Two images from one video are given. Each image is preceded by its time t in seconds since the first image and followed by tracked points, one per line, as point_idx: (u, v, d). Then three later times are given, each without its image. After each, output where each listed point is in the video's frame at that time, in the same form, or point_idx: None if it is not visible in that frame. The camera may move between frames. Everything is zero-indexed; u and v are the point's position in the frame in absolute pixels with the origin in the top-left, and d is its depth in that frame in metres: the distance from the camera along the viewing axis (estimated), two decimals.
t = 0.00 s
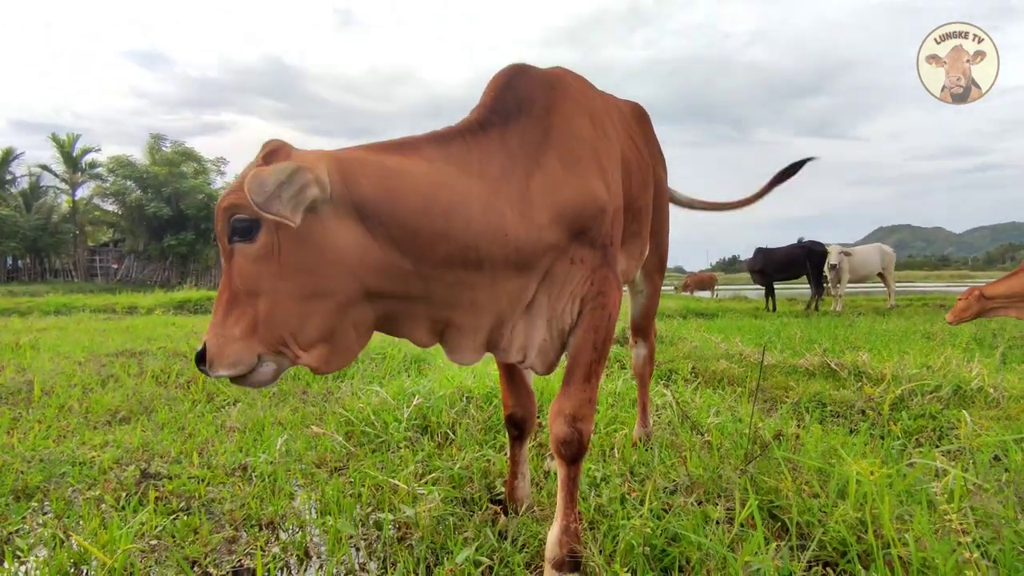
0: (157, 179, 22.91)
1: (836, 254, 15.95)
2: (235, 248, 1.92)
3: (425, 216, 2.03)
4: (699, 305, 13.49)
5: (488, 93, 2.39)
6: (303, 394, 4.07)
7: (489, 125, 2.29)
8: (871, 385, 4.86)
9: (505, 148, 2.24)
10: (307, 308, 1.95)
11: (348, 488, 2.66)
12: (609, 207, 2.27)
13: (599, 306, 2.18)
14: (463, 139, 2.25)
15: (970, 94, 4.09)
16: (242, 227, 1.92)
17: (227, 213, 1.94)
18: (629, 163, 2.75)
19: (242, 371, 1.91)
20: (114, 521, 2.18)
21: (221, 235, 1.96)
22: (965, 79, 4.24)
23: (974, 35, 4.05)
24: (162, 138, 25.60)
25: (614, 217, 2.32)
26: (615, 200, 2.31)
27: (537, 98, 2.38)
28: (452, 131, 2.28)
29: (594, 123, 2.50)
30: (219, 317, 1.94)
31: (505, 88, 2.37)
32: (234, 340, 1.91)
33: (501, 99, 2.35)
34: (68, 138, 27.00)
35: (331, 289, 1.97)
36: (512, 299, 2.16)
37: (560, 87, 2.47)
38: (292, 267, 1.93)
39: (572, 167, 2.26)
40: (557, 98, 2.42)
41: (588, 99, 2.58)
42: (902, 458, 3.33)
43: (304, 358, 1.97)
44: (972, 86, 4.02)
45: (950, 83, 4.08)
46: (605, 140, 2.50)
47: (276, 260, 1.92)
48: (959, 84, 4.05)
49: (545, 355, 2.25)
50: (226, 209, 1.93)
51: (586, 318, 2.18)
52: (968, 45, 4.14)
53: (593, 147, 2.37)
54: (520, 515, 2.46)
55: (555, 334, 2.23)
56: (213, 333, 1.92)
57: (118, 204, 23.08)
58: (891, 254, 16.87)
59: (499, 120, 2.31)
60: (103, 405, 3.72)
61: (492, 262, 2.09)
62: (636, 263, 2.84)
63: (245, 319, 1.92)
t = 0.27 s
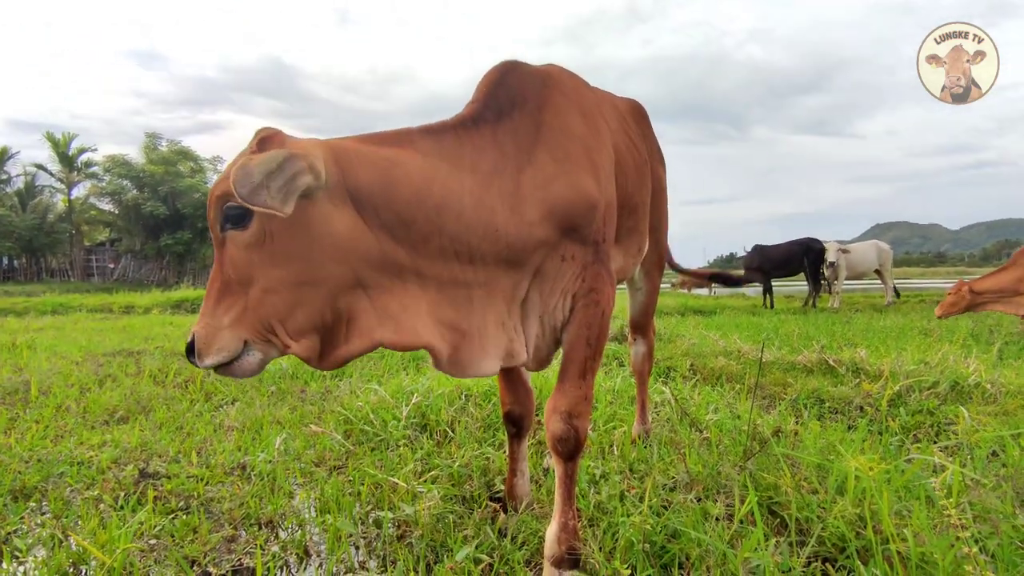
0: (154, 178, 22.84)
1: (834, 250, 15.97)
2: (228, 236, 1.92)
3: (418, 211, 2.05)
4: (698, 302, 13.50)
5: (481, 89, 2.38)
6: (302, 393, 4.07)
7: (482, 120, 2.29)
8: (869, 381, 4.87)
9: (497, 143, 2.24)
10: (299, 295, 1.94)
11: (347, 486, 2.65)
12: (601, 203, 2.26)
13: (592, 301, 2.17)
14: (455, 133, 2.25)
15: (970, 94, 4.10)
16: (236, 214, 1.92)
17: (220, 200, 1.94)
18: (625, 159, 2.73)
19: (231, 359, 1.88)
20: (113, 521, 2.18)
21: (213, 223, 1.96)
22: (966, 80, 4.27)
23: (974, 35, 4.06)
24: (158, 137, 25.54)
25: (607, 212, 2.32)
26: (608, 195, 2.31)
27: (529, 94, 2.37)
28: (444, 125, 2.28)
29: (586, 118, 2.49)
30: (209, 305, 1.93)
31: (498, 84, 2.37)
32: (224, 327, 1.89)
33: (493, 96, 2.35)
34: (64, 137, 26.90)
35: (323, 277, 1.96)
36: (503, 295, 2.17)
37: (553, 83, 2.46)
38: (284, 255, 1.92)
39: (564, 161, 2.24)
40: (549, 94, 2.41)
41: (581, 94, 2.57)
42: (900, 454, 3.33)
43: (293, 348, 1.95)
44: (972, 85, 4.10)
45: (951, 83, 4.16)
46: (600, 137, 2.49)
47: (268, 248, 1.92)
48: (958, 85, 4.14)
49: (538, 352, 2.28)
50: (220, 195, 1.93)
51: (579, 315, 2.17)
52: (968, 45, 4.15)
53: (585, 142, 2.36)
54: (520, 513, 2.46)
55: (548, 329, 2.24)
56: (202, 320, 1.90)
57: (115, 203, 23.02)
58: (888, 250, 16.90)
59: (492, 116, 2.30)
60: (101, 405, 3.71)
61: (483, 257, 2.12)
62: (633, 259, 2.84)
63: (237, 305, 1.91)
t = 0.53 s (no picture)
0: (149, 177, 22.79)
1: (831, 247, 16.01)
2: (222, 233, 1.90)
3: (412, 208, 2.04)
4: (695, 299, 13.51)
5: (474, 86, 2.38)
6: (299, 392, 4.06)
7: (476, 117, 2.28)
8: (866, 378, 4.88)
9: (491, 141, 2.24)
10: (294, 293, 1.93)
11: (346, 485, 2.65)
12: (595, 199, 2.25)
13: (588, 299, 2.17)
14: (449, 130, 2.24)
15: (970, 94, 4.20)
16: (231, 211, 1.91)
17: (214, 197, 1.91)
18: (620, 156, 2.73)
19: (224, 359, 1.87)
20: (111, 520, 2.17)
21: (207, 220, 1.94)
22: (966, 79, 4.34)
23: (974, 36, 4.17)
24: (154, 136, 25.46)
25: (602, 209, 2.32)
26: (603, 193, 2.30)
27: (523, 91, 2.37)
28: (438, 122, 2.27)
29: (580, 115, 2.49)
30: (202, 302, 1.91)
31: (492, 81, 2.36)
32: (217, 325, 1.87)
33: (487, 92, 2.34)
34: (59, 137, 26.82)
35: (317, 275, 1.95)
36: (499, 293, 2.17)
37: (546, 79, 2.46)
38: (279, 253, 1.92)
39: (557, 158, 2.24)
40: (542, 91, 2.41)
41: (575, 91, 2.56)
42: (897, 449, 3.35)
43: (287, 346, 1.95)
44: (973, 85, 4.29)
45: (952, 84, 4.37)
46: (593, 133, 2.48)
47: (263, 245, 1.91)
48: (958, 85, 4.34)
49: (536, 351, 2.27)
50: (214, 191, 1.91)
51: (575, 312, 2.18)
52: (969, 45, 4.26)
53: (579, 138, 2.36)
54: (518, 510, 2.46)
55: (544, 326, 2.25)
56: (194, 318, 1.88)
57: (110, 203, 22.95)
58: (884, 247, 16.95)
59: (485, 113, 2.30)
60: (98, 405, 3.70)
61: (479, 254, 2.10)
62: (629, 255, 2.84)
63: (231, 302, 1.89)
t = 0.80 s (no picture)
0: (146, 177, 22.73)
1: (828, 244, 16.04)
2: (210, 229, 1.87)
3: (402, 206, 2.04)
4: (693, 297, 13.52)
5: (465, 84, 2.38)
6: (297, 392, 4.05)
7: (467, 115, 2.29)
8: (864, 374, 4.89)
9: (482, 139, 2.23)
10: (284, 292, 1.92)
11: (345, 484, 2.65)
12: (588, 196, 2.24)
13: (581, 295, 2.18)
14: (440, 128, 2.24)
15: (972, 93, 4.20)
16: (220, 207, 1.88)
17: (201, 193, 1.88)
18: (615, 152, 2.72)
19: (211, 357, 1.83)
20: (109, 520, 2.17)
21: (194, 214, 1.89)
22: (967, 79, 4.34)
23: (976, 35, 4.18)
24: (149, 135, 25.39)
25: (596, 206, 2.30)
26: (596, 190, 2.31)
27: (514, 87, 2.36)
28: (429, 119, 2.27)
29: (572, 111, 2.48)
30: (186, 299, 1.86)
31: (482, 79, 2.36)
32: (203, 323, 1.83)
33: (477, 90, 2.34)
34: (54, 137, 26.73)
35: (308, 274, 1.94)
36: (491, 291, 2.17)
37: (538, 76, 2.45)
38: (270, 250, 1.91)
39: (549, 154, 2.23)
40: (534, 87, 2.40)
41: (567, 87, 2.56)
42: (895, 445, 3.36)
43: (275, 345, 1.94)
44: (971, 85, 5.07)
45: (954, 83, 5.12)
46: (587, 130, 2.48)
47: (253, 243, 1.89)
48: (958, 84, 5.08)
49: (531, 348, 2.29)
50: (203, 186, 1.87)
51: (570, 308, 2.18)
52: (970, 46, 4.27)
53: (571, 135, 2.35)
54: (517, 508, 2.46)
55: (538, 323, 2.25)
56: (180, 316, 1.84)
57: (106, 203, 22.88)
58: (881, 244, 16.99)
59: (476, 111, 2.30)
60: (95, 405, 3.69)
61: (470, 253, 2.10)
62: (626, 252, 2.83)
63: (218, 300, 1.86)
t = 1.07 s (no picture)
0: (142, 176, 22.69)
1: (825, 241, 16.06)
2: (203, 225, 1.86)
3: (396, 203, 2.04)
4: (692, 295, 13.50)
5: (458, 81, 2.37)
6: (295, 390, 4.05)
7: (460, 112, 2.28)
8: (861, 370, 4.90)
9: (475, 135, 2.23)
10: (278, 288, 1.92)
11: (344, 482, 2.65)
12: (581, 192, 2.25)
13: (576, 292, 2.18)
14: (434, 125, 2.24)
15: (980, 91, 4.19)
16: (213, 203, 1.87)
17: (195, 189, 1.88)
18: (609, 149, 2.72)
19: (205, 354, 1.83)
20: (108, 520, 2.17)
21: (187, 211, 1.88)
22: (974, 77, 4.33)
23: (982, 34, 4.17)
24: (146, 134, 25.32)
25: (590, 202, 2.30)
26: (590, 187, 2.31)
27: (507, 84, 2.36)
28: (422, 116, 2.27)
29: (565, 107, 2.48)
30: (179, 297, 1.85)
31: (475, 75, 2.35)
32: (197, 320, 1.82)
33: (470, 87, 2.34)
34: (50, 136, 26.65)
35: (302, 270, 1.94)
36: (486, 288, 2.18)
37: (530, 72, 2.45)
38: (264, 247, 1.90)
39: (542, 151, 2.23)
40: (526, 84, 2.40)
41: (560, 85, 2.56)
42: (892, 441, 3.37)
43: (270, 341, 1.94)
44: (972, 83, 5.22)
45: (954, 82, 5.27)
46: (579, 126, 2.48)
47: (247, 239, 1.88)
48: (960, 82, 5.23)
49: (526, 346, 2.30)
50: (196, 182, 1.87)
51: (565, 305, 2.18)
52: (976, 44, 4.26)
53: (564, 131, 2.35)
54: (516, 505, 2.46)
55: (533, 320, 2.25)
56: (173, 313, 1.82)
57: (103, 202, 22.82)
58: (878, 240, 17.02)
59: (470, 108, 2.30)
60: (93, 404, 3.69)
61: (465, 250, 2.11)
62: (621, 250, 2.84)
63: (212, 297, 1.85)
